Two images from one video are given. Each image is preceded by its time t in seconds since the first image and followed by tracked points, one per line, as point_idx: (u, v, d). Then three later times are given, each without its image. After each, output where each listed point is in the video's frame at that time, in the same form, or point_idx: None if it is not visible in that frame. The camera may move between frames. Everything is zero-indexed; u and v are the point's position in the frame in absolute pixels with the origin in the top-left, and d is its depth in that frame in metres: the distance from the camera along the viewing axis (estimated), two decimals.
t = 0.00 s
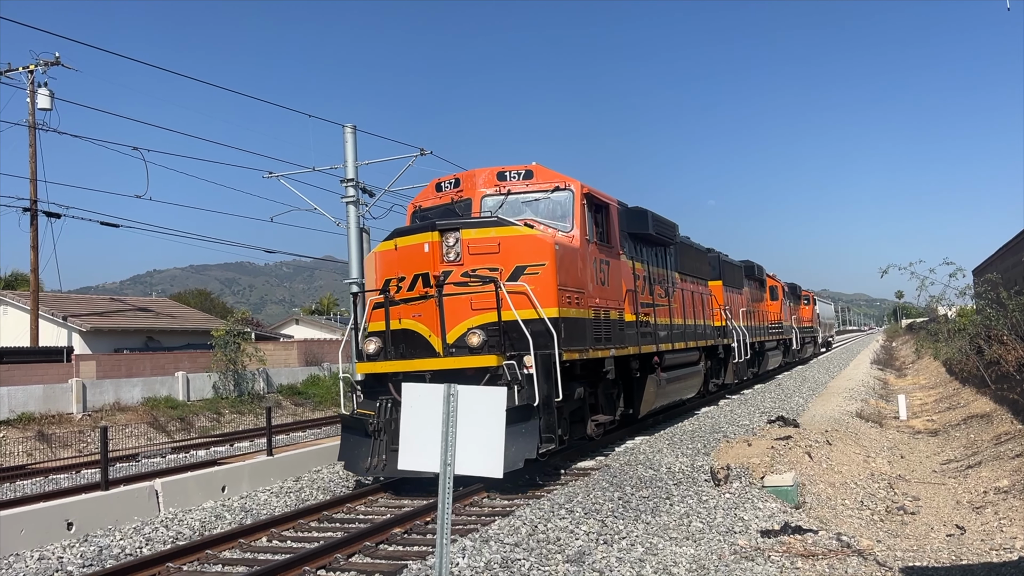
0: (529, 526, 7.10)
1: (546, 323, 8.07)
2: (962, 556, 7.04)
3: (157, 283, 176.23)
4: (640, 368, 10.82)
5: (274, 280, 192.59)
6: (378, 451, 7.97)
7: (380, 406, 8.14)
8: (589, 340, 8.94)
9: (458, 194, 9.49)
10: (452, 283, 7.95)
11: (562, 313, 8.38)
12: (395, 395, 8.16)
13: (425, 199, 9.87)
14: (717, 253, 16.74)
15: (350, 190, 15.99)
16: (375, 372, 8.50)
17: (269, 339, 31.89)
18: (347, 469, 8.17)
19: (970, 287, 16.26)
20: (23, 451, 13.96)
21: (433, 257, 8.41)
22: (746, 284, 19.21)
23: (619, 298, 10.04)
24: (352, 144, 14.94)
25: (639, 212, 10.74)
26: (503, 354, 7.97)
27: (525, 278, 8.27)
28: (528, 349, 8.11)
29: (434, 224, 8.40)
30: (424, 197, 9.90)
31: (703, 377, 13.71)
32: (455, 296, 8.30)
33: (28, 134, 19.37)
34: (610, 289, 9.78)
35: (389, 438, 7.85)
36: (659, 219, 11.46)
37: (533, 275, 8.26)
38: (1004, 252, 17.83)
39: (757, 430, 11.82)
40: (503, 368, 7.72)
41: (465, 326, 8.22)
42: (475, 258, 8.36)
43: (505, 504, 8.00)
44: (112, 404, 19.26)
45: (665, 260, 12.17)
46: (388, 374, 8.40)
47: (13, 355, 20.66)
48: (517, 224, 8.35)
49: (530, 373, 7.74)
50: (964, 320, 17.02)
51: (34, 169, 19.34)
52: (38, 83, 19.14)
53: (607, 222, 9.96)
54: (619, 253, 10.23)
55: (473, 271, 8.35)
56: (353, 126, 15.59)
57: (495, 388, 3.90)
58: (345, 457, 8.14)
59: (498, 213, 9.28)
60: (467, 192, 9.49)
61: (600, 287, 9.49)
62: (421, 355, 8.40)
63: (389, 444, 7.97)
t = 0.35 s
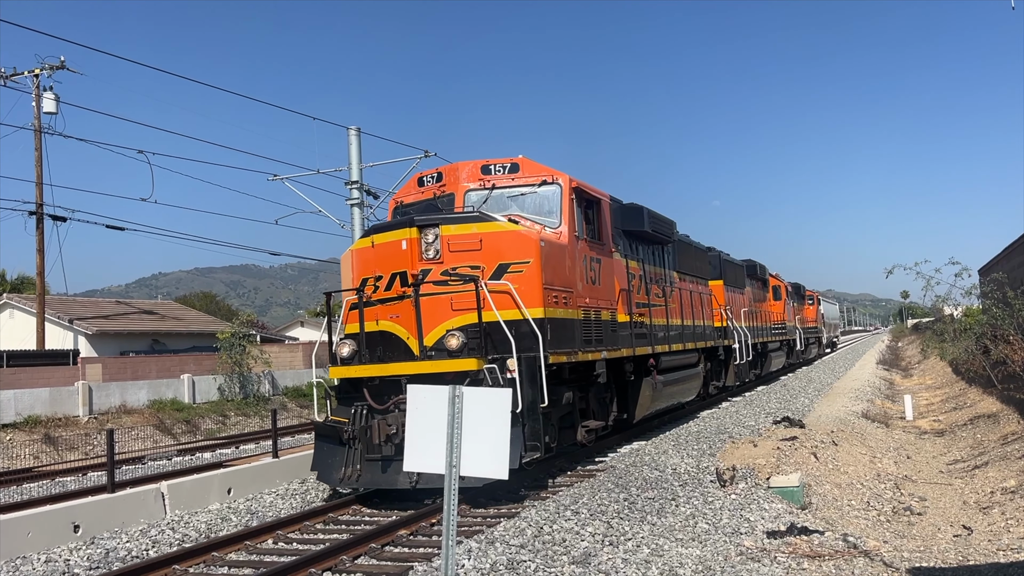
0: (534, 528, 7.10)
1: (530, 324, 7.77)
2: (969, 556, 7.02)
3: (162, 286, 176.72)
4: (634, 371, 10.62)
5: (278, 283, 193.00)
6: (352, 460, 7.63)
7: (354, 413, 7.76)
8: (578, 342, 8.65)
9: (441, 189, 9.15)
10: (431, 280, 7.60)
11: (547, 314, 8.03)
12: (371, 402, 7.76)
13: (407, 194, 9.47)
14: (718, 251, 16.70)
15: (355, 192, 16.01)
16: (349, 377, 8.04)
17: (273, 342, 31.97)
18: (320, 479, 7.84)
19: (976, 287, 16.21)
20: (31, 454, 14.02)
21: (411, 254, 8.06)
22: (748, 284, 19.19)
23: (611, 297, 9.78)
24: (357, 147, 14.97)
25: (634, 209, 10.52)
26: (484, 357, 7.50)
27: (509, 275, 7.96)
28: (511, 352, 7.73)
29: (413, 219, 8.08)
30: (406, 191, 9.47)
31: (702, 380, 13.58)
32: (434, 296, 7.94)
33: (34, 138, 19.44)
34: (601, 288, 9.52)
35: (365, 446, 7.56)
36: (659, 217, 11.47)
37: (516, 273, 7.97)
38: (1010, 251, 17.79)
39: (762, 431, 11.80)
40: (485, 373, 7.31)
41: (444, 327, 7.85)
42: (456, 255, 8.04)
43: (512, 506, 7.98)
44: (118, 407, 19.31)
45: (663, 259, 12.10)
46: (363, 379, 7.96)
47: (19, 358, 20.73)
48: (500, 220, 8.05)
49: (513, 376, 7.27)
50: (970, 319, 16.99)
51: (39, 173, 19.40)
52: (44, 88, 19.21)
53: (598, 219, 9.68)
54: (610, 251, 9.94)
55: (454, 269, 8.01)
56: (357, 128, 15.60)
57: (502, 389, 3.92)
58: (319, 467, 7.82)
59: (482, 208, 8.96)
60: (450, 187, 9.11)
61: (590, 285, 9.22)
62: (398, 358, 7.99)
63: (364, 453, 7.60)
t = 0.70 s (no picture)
0: (540, 530, 7.10)
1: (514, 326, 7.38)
2: (976, 558, 6.99)
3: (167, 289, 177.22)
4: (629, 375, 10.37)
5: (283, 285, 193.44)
6: (327, 471, 7.24)
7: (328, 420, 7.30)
8: (569, 345, 8.32)
9: (424, 184, 8.71)
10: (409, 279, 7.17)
11: (533, 316, 7.58)
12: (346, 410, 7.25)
13: (388, 190, 9.08)
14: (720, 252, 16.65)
15: (359, 195, 16.03)
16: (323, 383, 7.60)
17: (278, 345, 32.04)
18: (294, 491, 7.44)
19: (983, 288, 16.15)
20: (38, 457, 14.07)
21: (389, 253, 7.64)
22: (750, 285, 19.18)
23: (604, 298, 9.46)
24: (361, 149, 14.98)
25: (630, 206, 10.34)
26: (464, 362, 7.05)
27: (492, 275, 7.52)
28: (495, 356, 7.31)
29: (392, 216, 7.67)
30: (388, 186, 9.06)
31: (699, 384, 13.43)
32: (413, 297, 7.50)
33: (40, 143, 19.51)
34: (594, 289, 9.20)
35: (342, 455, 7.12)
36: (654, 215, 11.39)
37: (500, 273, 7.51)
38: (1016, 252, 17.73)
39: (768, 433, 11.77)
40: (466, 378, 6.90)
41: (423, 330, 7.41)
42: (436, 254, 7.62)
43: (519, 509, 7.96)
44: (124, 410, 19.37)
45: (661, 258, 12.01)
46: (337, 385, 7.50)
47: (26, 362, 20.81)
48: (483, 217, 7.62)
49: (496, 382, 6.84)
50: (976, 320, 16.94)
51: (45, 177, 19.46)
52: (49, 92, 19.28)
53: (591, 215, 9.34)
54: (603, 251, 9.63)
55: (434, 268, 7.59)
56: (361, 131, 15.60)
57: (507, 393, 3.92)
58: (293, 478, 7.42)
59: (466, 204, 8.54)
60: (433, 182, 8.71)
61: (582, 285, 8.87)
62: (376, 364, 7.54)
63: (339, 464, 7.19)
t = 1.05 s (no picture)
0: (545, 533, 7.09)
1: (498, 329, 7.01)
2: (982, 560, 6.98)
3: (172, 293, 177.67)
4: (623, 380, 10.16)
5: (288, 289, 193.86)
6: (301, 482, 6.91)
7: (304, 428, 7.03)
8: (558, 348, 8.03)
9: (407, 181, 8.41)
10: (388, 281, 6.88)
11: (519, 318, 7.26)
12: (321, 417, 6.99)
13: (372, 188, 8.80)
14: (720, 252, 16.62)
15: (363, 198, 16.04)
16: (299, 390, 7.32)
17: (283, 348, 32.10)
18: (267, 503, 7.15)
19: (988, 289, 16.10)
20: (44, 461, 14.11)
21: (367, 252, 7.35)
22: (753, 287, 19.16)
23: (596, 299, 9.22)
24: (365, 152, 14.99)
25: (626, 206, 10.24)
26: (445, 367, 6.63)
27: (475, 275, 7.20)
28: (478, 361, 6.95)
29: (369, 213, 7.37)
30: (371, 184, 8.83)
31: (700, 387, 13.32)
32: (393, 299, 7.24)
33: (46, 148, 19.59)
34: (585, 290, 8.96)
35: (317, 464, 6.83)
36: (654, 214, 11.40)
37: (483, 273, 7.20)
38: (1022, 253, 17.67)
39: (773, 436, 11.75)
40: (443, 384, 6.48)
41: (404, 333, 7.16)
42: (416, 252, 7.32)
43: (524, 512, 7.94)
44: (129, 414, 19.42)
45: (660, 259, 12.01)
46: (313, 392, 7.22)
47: (32, 366, 20.86)
48: (465, 214, 7.29)
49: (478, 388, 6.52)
50: (982, 321, 16.90)
51: (51, 182, 19.52)
52: (54, 97, 19.34)
53: (582, 214, 9.11)
54: (595, 250, 9.39)
55: (415, 268, 7.30)
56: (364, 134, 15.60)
57: (513, 396, 3.92)
58: (266, 488, 7.12)
59: (450, 201, 8.22)
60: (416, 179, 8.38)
61: (572, 286, 8.60)
62: (355, 369, 7.30)
63: (313, 474, 6.88)
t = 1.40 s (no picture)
0: (550, 536, 7.08)
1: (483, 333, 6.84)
2: (988, 564, 6.96)
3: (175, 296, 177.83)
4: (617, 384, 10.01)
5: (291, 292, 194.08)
6: (275, 493, 6.61)
7: (279, 436, 6.80)
8: (547, 351, 7.85)
9: (391, 178, 8.19)
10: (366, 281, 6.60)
11: (504, 320, 7.04)
12: (298, 425, 6.77)
13: (354, 186, 8.58)
14: (720, 253, 16.64)
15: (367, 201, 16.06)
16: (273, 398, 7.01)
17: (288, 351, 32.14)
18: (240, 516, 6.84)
19: (993, 292, 16.07)
20: (49, 465, 14.12)
21: (345, 251, 7.07)
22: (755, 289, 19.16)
23: (588, 301, 9.07)
24: (368, 156, 15.01)
25: (622, 204, 10.21)
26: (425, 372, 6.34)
27: (458, 276, 6.97)
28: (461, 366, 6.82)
29: (348, 211, 7.09)
30: (354, 181, 8.60)
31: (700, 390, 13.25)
32: (372, 300, 6.95)
33: (51, 152, 19.65)
34: (577, 291, 8.78)
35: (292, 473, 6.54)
36: (652, 215, 11.42)
37: (467, 273, 6.98)
38: None
39: (778, 439, 11.73)
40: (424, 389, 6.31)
41: (383, 337, 6.86)
42: (397, 252, 7.05)
43: (527, 515, 7.93)
44: (134, 417, 19.43)
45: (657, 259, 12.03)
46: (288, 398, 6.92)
47: (37, 370, 20.89)
48: (448, 212, 7.06)
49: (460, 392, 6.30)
50: (986, 324, 16.88)
51: (56, 186, 19.57)
52: (59, 101, 19.41)
53: (574, 213, 8.97)
54: (587, 250, 9.22)
55: (395, 268, 7.03)
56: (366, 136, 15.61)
57: (517, 399, 3.92)
58: (239, 500, 6.84)
59: (436, 198, 8.02)
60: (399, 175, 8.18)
61: (563, 287, 8.44)
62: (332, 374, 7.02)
63: (288, 485, 6.57)
